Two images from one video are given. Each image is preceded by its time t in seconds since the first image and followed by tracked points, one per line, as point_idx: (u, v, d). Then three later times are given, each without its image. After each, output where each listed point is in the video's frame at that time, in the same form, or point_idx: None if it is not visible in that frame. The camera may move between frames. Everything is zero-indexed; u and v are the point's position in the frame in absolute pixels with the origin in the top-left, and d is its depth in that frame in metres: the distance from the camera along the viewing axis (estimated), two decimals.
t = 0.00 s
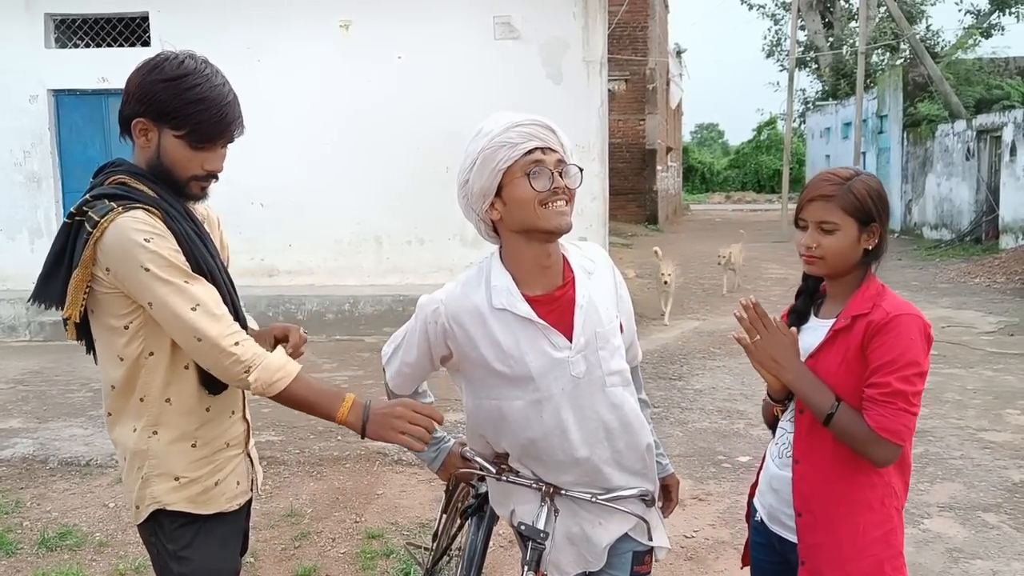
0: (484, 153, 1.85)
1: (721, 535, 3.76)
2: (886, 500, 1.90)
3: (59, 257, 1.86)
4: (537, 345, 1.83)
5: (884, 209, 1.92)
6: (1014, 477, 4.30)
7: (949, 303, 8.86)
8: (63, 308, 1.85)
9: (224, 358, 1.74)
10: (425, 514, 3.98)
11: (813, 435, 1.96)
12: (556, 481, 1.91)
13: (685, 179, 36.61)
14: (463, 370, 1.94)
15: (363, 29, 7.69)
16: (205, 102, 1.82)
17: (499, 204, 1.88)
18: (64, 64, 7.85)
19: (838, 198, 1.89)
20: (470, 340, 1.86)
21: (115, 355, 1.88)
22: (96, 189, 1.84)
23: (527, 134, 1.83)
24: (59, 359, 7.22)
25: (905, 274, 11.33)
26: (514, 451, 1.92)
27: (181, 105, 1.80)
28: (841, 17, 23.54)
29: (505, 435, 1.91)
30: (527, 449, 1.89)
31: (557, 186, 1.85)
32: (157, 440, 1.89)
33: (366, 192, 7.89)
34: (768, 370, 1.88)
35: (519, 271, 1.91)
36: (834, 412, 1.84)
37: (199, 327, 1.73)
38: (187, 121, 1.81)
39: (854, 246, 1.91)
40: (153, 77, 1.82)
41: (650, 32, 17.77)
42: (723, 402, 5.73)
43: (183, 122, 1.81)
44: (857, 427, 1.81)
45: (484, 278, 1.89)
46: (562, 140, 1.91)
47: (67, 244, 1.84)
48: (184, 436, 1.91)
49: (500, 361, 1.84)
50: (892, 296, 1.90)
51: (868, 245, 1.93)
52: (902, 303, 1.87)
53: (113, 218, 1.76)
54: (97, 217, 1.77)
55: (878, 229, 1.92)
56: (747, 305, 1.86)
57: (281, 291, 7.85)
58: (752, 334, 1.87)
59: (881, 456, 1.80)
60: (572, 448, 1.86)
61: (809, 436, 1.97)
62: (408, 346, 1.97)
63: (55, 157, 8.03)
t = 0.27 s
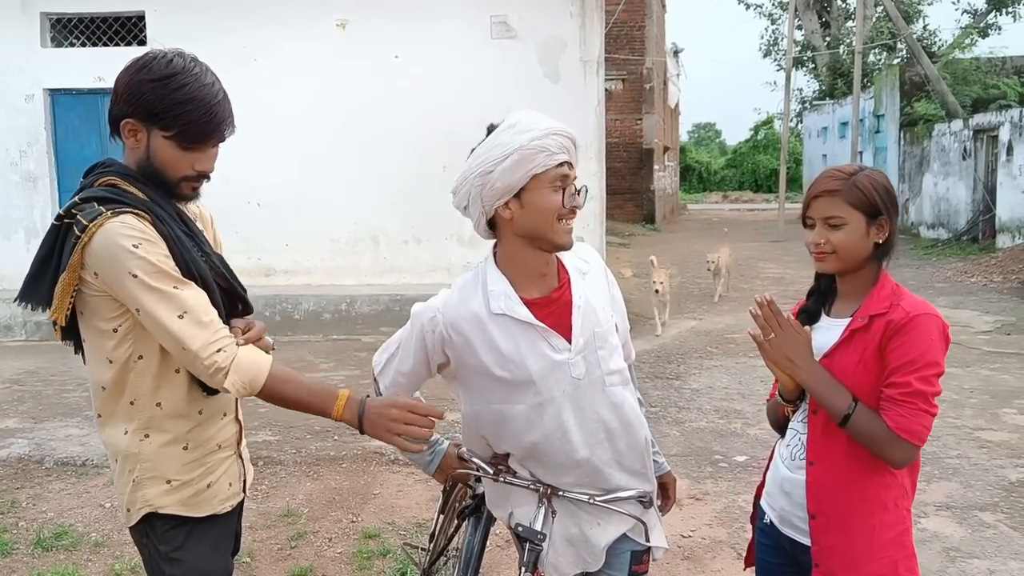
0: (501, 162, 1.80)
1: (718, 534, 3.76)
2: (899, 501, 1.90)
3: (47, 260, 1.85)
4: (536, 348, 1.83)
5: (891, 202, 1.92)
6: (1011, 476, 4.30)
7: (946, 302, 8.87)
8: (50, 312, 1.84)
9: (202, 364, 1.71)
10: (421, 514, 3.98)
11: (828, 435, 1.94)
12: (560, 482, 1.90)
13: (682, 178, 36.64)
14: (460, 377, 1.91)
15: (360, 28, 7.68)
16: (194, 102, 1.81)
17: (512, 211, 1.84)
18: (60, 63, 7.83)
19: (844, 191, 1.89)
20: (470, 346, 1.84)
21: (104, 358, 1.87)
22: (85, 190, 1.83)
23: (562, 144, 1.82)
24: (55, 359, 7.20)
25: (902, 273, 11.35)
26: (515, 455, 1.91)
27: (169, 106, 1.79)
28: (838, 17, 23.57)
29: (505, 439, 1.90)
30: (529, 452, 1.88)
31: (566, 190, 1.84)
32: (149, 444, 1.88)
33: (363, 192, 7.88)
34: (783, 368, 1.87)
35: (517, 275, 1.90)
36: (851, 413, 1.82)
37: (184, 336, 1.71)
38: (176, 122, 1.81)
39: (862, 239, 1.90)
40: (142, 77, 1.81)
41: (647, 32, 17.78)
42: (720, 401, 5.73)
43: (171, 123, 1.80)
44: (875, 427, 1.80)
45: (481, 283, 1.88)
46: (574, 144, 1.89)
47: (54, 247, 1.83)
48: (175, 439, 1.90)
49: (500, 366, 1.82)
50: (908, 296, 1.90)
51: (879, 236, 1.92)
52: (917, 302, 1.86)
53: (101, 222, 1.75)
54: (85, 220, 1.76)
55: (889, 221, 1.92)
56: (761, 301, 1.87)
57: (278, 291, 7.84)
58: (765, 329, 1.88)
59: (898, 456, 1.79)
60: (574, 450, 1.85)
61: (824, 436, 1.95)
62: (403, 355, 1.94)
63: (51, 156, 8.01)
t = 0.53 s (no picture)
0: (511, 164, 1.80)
1: (714, 534, 3.76)
2: (908, 503, 1.89)
3: (38, 261, 1.84)
4: (531, 347, 1.82)
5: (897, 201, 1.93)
6: (1006, 476, 4.31)
7: (943, 302, 8.88)
8: (41, 312, 1.84)
9: (188, 365, 1.71)
10: (417, 513, 3.98)
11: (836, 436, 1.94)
12: (561, 481, 1.89)
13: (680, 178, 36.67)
14: (456, 380, 1.89)
15: (357, 27, 7.67)
16: (181, 102, 1.81)
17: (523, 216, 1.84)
18: (56, 61, 7.82)
19: (850, 184, 1.91)
20: (465, 349, 1.82)
21: (97, 358, 1.87)
22: (75, 190, 1.83)
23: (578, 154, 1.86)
24: (51, 358, 7.19)
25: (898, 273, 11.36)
26: (514, 455, 1.90)
27: (157, 106, 1.79)
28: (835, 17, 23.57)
29: (503, 439, 1.89)
30: (529, 453, 1.88)
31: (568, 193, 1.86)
32: (142, 444, 1.88)
33: (360, 190, 7.87)
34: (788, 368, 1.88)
35: (509, 278, 1.90)
36: (859, 416, 1.82)
37: (173, 338, 1.71)
38: (164, 122, 1.80)
39: (870, 234, 1.91)
40: (129, 77, 1.80)
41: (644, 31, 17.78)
42: (717, 401, 5.73)
43: (160, 122, 1.80)
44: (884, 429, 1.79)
45: (474, 286, 1.86)
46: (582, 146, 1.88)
47: (44, 249, 1.82)
48: (168, 439, 1.90)
49: (497, 367, 1.81)
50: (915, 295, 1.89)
51: (884, 234, 1.92)
52: (922, 301, 1.86)
53: (90, 223, 1.75)
54: (74, 221, 1.76)
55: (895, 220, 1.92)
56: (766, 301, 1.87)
57: (275, 290, 7.84)
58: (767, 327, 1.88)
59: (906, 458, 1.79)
60: (573, 448, 1.85)
61: (831, 437, 1.95)
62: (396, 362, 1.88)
63: (48, 154, 8.00)
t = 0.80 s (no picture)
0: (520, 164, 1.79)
1: (710, 532, 3.77)
2: (916, 503, 1.89)
3: (33, 260, 1.84)
4: (531, 341, 1.82)
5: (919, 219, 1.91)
6: (1002, 475, 4.32)
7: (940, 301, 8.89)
8: (37, 310, 1.84)
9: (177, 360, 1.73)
10: (414, 511, 3.98)
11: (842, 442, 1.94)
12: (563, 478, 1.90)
13: (678, 176, 36.69)
14: (457, 377, 1.88)
15: (355, 25, 7.66)
16: (178, 101, 1.81)
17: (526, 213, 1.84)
18: (53, 58, 7.80)
19: (878, 190, 1.88)
20: (466, 346, 1.82)
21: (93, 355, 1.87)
22: (71, 188, 1.83)
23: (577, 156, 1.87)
24: (48, 355, 7.19)
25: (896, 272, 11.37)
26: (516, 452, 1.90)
27: (153, 105, 1.79)
28: (833, 16, 23.57)
29: (504, 436, 1.89)
30: (531, 450, 1.88)
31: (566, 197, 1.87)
32: (138, 439, 1.88)
33: (358, 189, 7.87)
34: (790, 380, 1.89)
35: (506, 272, 1.89)
36: (865, 424, 1.82)
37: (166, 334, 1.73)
38: (160, 121, 1.80)
39: (884, 241, 1.89)
40: (124, 76, 1.80)
41: (642, 30, 17.79)
42: (714, 399, 5.74)
43: (156, 122, 1.80)
44: (892, 435, 1.80)
45: (473, 282, 1.86)
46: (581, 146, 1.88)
47: (40, 248, 1.83)
48: (165, 435, 1.90)
49: (498, 362, 1.81)
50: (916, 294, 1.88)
51: (900, 246, 1.91)
52: (920, 300, 1.85)
53: (82, 219, 1.75)
54: (67, 217, 1.76)
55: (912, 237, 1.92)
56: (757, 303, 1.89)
57: (273, 288, 7.84)
58: (764, 340, 1.90)
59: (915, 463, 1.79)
60: (574, 443, 1.86)
61: (839, 441, 1.96)
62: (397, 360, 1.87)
63: (45, 151, 7.99)
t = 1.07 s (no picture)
0: (525, 169, 1.79)
1: (706, 530, 3.78)
2: (916, 510, 1.90)
3: (28, 257, 1.84)
4: (533, 338, 1.83)
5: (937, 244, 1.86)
6: (997, 473, 4.34)
7: (936, 299, 8.91)
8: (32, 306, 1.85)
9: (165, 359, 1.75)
10: (410, 508, 3.98)
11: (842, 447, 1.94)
12: (567, 474, 1.90)
13: (675, 174, 36.71)
14: (460, 376, 1.86)
15: (352, 22, 7.65)
16: (175, 97, 1.80)
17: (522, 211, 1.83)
18: (50, 55, 7.78)
19: (906, 210, 1.81)
20: (469, 348, 1.80)
21: (88, 351, 1.88)
22: (66, 185, 1.83)
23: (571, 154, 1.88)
24: (44, 352, 7.18)
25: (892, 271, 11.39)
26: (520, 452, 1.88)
27: (151, 101, 1.79)
28: (830, 15, 23.57)
29: (506, 435, 1.88)
30: (534, 449, 1.87)
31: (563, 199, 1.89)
32: (132, 436, 1.88)
33: (355, 186, 7.87)
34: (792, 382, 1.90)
35: (502, 271, 1.89)
36: (866, 436, 1.83)
37: (157, 332, 1.74)
38: (159, 117, 1.80)
39: (900, 258, 1.85)
40: (122, 72, 1.80)
41: (639, 27, 17.78)
42: (710, 397, 5.75)
43: (154, 117, 1.80)
44: (892, 451, 1.81)
45: (472, 284, 1.84)
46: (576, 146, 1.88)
47: (35, 245, 1.83)
48: (159, 431, 1.90)
49: (501, 363, 1.80)
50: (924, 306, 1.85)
51: (913, 266, 1.87)
52: (926, 313, 1.82)
53: (76, 215, 1.75)
54: (62, 213, 1.76)
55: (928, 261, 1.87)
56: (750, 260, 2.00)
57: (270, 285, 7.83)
58: (771, 340, 1.91)
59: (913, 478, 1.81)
60: (575, 438, 1.86)
61: (837, 446, 1.95)
62: (397, 364, 1.83)
63: (41, 148, 7.97)
